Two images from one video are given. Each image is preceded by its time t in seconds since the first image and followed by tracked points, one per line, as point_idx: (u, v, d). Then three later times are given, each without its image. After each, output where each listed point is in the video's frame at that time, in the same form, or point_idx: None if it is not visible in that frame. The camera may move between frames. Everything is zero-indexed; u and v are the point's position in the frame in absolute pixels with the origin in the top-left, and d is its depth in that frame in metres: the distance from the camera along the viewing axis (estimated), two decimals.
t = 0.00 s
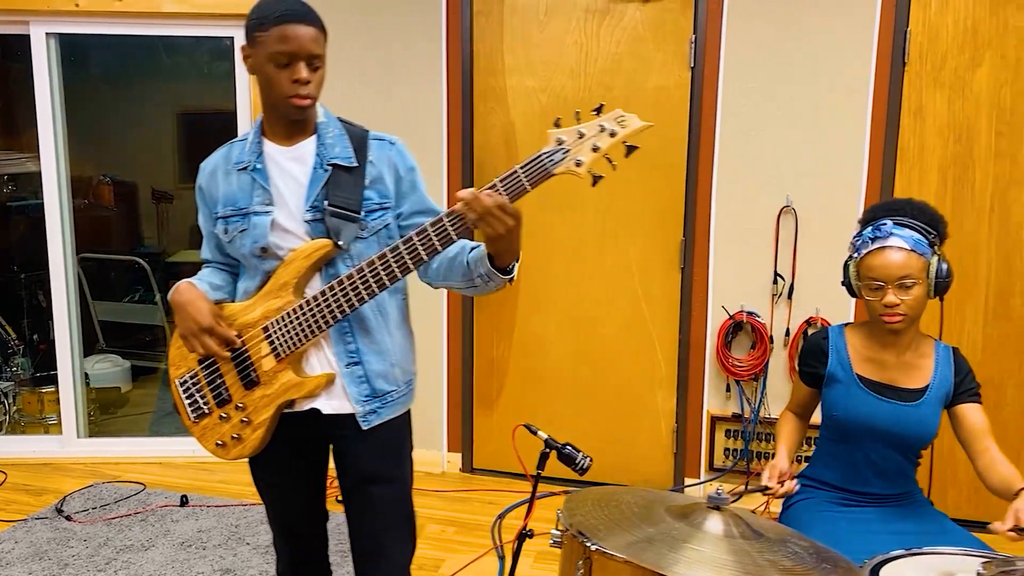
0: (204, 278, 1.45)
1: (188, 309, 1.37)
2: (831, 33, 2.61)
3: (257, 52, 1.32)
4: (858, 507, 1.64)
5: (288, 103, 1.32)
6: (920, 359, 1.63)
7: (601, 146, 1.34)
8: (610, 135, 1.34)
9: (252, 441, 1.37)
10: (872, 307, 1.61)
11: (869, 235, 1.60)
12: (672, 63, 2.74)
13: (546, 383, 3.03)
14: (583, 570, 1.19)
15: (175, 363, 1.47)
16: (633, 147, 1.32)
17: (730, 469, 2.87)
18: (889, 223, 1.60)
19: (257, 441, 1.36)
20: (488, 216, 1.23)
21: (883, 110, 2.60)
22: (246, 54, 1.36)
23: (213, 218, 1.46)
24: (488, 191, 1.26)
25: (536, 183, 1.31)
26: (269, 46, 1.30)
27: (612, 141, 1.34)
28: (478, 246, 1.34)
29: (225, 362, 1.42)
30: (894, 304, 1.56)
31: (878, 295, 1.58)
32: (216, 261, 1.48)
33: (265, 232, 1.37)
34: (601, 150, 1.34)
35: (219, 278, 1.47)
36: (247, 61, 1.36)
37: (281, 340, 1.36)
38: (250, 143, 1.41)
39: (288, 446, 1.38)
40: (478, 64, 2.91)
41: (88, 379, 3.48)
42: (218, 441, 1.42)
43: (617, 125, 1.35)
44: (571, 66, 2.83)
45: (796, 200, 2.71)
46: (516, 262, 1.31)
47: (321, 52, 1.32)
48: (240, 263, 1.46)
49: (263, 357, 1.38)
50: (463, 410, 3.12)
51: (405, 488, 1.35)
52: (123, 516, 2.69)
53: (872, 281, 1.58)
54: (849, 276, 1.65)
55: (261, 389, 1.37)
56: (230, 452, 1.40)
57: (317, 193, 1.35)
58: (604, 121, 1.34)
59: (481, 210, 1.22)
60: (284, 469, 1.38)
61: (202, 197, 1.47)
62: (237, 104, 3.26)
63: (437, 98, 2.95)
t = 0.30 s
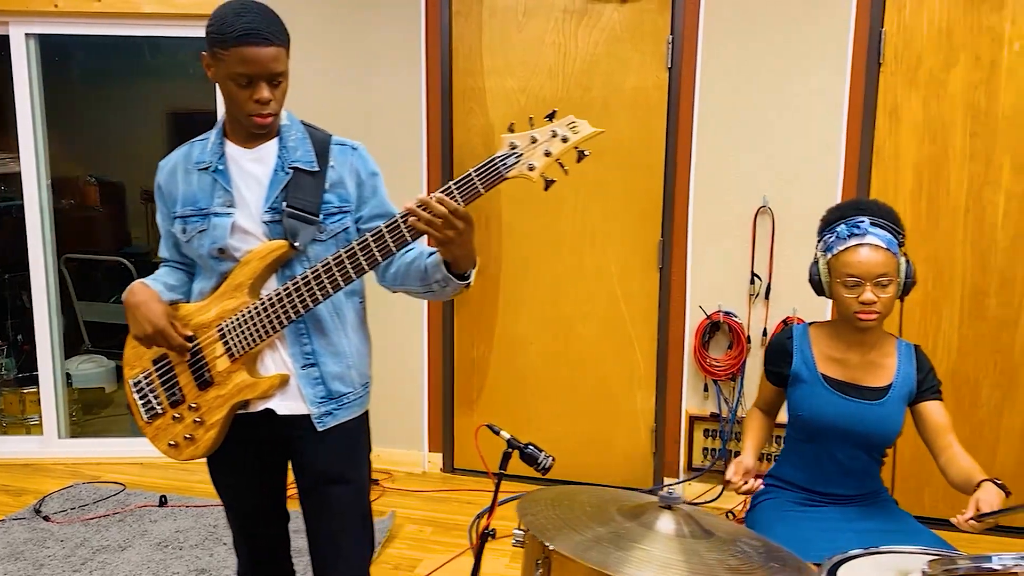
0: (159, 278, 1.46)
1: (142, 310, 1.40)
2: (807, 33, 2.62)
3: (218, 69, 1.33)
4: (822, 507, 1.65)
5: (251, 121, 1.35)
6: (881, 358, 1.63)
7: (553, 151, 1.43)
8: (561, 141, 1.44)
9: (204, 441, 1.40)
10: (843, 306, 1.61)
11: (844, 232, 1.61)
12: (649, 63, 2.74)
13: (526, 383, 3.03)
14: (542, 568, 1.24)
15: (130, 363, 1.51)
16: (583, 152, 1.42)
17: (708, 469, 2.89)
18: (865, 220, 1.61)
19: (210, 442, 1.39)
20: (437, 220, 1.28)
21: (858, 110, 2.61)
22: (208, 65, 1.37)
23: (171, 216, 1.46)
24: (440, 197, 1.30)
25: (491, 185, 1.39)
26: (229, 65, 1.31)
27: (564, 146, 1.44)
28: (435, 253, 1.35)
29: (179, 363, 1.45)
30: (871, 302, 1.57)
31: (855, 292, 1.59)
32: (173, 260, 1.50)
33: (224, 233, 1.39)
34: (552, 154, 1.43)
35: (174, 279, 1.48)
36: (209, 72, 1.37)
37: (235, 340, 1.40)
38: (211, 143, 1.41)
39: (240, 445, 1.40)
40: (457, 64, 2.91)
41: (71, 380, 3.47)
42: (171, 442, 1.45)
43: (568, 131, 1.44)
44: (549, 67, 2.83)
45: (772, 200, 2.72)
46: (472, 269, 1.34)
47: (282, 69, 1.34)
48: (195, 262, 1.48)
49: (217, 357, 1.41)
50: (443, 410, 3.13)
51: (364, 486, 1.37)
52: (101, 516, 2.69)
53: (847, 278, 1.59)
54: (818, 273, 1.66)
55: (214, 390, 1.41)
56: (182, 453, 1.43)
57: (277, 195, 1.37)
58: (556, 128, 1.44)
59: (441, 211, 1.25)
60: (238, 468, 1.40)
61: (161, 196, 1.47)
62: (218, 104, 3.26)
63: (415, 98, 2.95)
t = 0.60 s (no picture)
0: (92, 276, 1.45)
1: (75, 313, 1.40)
2: (756, 36, 2.65)
3: (166, 52, 1.32)
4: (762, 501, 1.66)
5: (194, 107, 1.33)
6: (818, 352, 1.67)
7: (497, 164, 1.43)
8: (506, 155, 1.43)
9: (136, 444, 1.38)
10: (784, 299, 1.61)
11: (795, 227, 1.60)
12: (603, 63, 2.76)
13: (483, 382, 3.04)
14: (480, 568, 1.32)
15: (58, 363, 1.49)
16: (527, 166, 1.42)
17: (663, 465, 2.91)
18: (815, 217, 1.61)
19: (142, 446, 1.38)
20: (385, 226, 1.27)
21: (807, 110, 2.64)
22: (156, 50, 1.36)
23: (106, 210, 1.44)
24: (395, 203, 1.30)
25: (434, 198, 1.37)
26: (178, 48, 1.30)
27: (508, 160, 1.44)
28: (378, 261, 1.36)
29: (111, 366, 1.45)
30: (812, 297, 1.58)
31: (798, 286, 1.59)
32: (106, 255, 1.47)
33: (162, 234, 1.36)
34: (496, 168, 1.43)
35: (107, 276, 1.46)
36: (156, 56, 1.36)
37: (169, 343, 1.39)
38: (152, 138, 1.40)
39: (175, 447, 1.38)
40: (412, 64, 2.90)
41: (22, 382, 3.42)
42: (102, 444, 1.45)
43: (513, 145, 1.44)
44: (504, 66, 2.84)
45: (723, 201, 2.75)
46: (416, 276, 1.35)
47: (232, 59, 1.33)
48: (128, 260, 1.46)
49: (151, 360, 1.40)
50: (400, 410, 3.12)
51: (302, 487, 1.38)
52: (50, 521, 2.65)
53: (791, 270, 1.59)
54: (762, 266, 1.66)
55: (148, 393, 1.40)
56: (113, 455, 1.43)
57: (218, 196, 1.35)
58: (501, 141, 1.43)
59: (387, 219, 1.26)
60: (172, 469, 1.38)
61: (95, 188, 1.45)
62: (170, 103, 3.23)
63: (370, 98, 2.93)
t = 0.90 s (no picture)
0: (17, 273, 1.41)
1: None
2: (693, 37, 2.68)
3: (89, 64, 1.26)
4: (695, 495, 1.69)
5: (119, 124, 1.29)
6: (745, 351, 1.70)
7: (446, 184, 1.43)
8: (455, 176, 1.44)
9: (54, 450, 1.34)
10: (712, 299, 1.64)
11: (719, 227, 1.62)
12: (543, 63, 2.77)
13: (428, 382, 3.03)
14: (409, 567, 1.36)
15: None
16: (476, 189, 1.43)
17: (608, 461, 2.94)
18: (739, 216, 1.64)
19: (61, 450, 1.33)
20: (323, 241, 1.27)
21: (744, 110, 2.68)
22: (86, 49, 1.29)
23: (34, 206, 1.39)
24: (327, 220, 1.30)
25: (380, 215, 1.36)
26: (97, 67, 1.24)
27: (457, 181, 1.44)
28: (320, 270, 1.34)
29: (34, 365, 1.41)
30: (738, 296, 1.61)
31: (723, 286, 1.61)
32: (34, 251, 1.43)
33: (95, 234, 1.32)
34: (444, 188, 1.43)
35: (32, 273, 1.42)
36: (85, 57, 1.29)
37: (97, 346, 1.35)
38: (86, 134, 1.34)
39: (98, 452, 1.33)
40: (353, 62, 2.88)
41: None
42: (20, 448, 1.41)
43: (462, 166, 1.45)
44: (446, 64, 2.83)
45: (664, 200, 2.79)
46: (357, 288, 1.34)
47: (156, 78, 1.25)
48: (56, 258, 1.42)
49: (77, 362, 1.37)
50: (346, 411, 3.09)
51: (236, 495, 1.34)
52: None
53: (716, 271, 1.61)
54: (689, 264, 1.68)
55: (71, 396, 1.36)
56: (30, 459, 1.39)
57: (156, 198, 1.30)
58: (451, 162, 1.44)
59: (318, 235, 1.26)
60: (98, 474, 1.33)
61: (23, 182, 1.39)
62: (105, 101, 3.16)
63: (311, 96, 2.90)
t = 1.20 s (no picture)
0: None
1: None
2: (636, 36, 2.71)
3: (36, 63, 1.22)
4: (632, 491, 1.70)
5: (74, 124, 1.25)
6: (682, 348, 1.73)
7: (412, 209, 1.38)
8: (422, 201, 1.39)
9: None
10: (646, 298, 1.66)
11: (650, 229, 1.65)
12: (489, 62, 2.77)
13: (376, 382, 3.01)
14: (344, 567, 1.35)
15: None
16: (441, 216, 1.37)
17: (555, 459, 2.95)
18: (669, 217, 1.67)
19: None
20: (278, 261, 1.22)
21: (686, 110, 2.72)
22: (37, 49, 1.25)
23: None
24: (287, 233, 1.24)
25: (340, 235, 1.32)
26: (44, 65, 1.19)
27: (424, 206, 1.39)
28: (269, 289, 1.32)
29: None
30: (671, 295, 1.63)
31: (658, 286, 1.64)
32: None
33: (41, 234, 1.27)
34: (410, 212, 1.38)
35: None
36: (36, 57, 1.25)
37: (36, 354, 1.28)
38: (36, 129, 1.30)
39: (33, 463, 1.28)
40: (296, 60, 2.85)
41: None
42: None
43: (429, 190, 1.39)
44: (390, 62, 2.82)
45: (608, 199, 2.81)
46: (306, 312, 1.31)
47: (105, 72, 1.20)
48: None
49: (13, 371, 1.29)
50: (293, 413, 3.06)
51: (180, 507, 1.32)
52: None
53: (651, 272, 1.63)
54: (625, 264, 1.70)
55: (4, 406, 1.28)
56: None
57: (108, 202, 1.27)
58: (418, 185, 1.39)
59: (272, 253, 1.20)
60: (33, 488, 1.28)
61: None
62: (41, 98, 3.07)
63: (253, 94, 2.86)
